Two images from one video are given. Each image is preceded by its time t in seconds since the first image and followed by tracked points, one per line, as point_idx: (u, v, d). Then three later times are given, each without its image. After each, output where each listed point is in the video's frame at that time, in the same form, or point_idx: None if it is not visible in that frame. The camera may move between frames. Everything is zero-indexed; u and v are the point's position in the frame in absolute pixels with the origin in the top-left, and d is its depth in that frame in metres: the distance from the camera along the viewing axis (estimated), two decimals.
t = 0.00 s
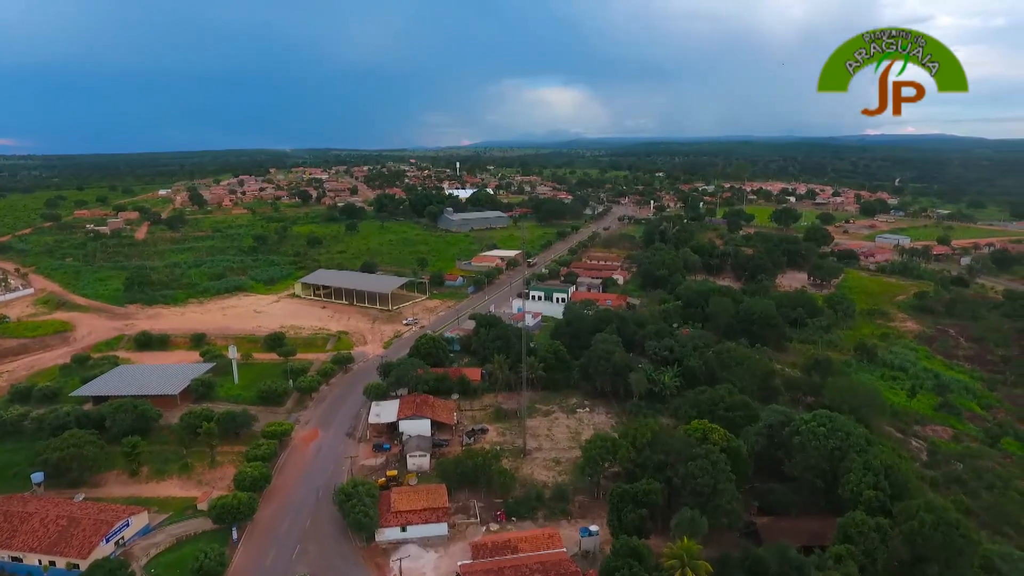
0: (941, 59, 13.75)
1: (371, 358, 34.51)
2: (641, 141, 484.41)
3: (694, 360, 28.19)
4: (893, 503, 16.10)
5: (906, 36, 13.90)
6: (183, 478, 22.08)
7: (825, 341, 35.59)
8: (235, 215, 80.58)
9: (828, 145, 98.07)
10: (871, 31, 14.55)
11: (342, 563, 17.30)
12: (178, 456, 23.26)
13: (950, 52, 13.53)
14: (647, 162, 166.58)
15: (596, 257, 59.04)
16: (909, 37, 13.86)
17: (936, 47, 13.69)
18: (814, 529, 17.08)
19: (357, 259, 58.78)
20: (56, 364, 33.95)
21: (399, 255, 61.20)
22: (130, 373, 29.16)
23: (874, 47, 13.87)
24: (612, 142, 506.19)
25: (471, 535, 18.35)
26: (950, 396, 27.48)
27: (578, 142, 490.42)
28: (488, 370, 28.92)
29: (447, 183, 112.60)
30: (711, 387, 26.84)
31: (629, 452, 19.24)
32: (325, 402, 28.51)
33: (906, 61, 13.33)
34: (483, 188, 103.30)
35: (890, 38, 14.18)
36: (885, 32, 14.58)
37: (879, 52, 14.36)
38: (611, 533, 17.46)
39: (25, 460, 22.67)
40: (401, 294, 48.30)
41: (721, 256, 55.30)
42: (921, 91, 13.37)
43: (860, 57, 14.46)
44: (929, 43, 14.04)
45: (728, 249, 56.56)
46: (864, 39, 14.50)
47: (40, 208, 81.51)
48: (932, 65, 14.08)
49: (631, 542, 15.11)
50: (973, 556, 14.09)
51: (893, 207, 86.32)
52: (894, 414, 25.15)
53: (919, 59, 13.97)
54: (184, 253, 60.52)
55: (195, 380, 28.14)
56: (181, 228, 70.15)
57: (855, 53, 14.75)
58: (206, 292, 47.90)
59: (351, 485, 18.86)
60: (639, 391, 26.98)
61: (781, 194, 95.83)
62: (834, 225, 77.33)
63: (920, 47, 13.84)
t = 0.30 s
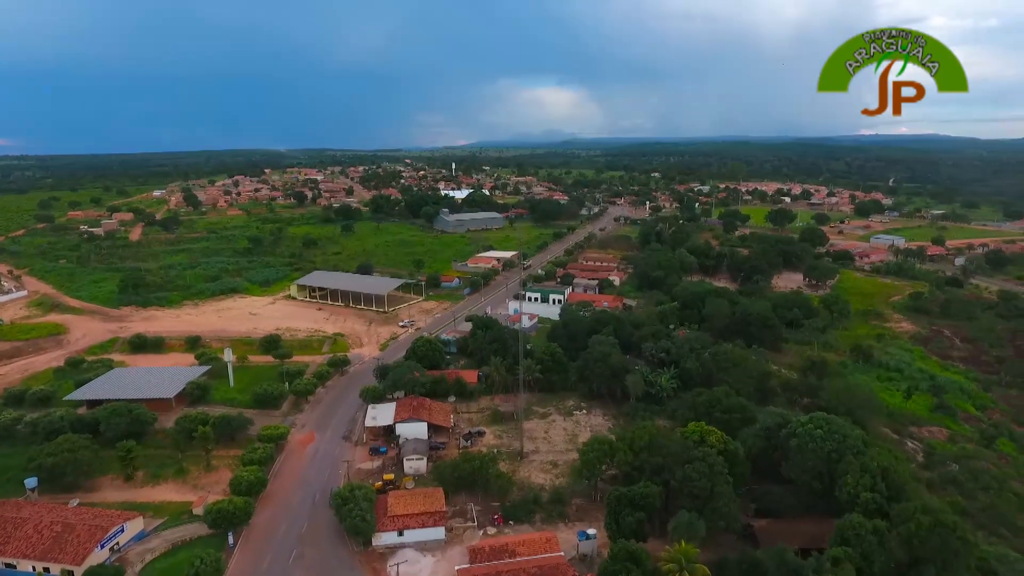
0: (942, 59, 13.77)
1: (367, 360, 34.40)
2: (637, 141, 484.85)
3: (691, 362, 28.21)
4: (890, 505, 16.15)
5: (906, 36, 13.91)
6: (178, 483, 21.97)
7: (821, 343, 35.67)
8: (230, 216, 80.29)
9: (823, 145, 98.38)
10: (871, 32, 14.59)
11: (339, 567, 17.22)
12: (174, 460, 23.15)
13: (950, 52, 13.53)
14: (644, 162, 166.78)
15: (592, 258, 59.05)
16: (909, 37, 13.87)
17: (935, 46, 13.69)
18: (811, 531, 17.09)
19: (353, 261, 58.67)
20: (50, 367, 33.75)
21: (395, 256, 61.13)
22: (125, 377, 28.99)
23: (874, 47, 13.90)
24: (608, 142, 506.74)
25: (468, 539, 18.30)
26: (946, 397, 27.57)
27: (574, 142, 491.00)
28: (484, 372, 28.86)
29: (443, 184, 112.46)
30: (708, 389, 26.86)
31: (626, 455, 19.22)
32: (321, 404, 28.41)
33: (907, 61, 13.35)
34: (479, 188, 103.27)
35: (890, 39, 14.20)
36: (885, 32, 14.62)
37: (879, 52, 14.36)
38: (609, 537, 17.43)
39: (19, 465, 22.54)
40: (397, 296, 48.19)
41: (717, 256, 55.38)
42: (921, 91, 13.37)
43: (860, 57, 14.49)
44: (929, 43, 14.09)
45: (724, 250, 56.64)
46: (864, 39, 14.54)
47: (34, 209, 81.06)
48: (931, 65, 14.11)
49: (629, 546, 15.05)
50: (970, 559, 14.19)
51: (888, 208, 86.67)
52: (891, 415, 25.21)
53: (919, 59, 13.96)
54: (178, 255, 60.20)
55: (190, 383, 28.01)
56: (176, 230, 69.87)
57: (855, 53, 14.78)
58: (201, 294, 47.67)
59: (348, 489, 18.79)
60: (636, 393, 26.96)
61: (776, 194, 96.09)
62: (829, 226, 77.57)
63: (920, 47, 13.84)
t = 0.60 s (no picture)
0: (941, 59, 13.92)
1: (359, 363, 34.24)
2: (627, 140, 486.50)
3: (684, 363, 28.29)
4: (882, 506, 16.27)
5: (906, 37, 13.91)
6: (169, 487, 21.79)
7: (812, 343, 35.88)
8: (221, 217, 79.79)
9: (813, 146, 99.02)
10: (871, 32, 14.77)
11: (332, 573, 17.14)
12: (164, 465, 22.95)
13: (950, 53, 13.56)
14: (635, 162, 167.26)
15: (584, 259, 59.12)
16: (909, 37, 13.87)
17: (936, 46, 13.69)
18: (804, 532, 17.16)
19: (345, 262, 58.45)
20: (38, 371, 33.39)
21: (387, 258, 60.93)
22: (115, 380, 28.74)
23: (873, 46, 14.06)
24: (599, 142, 508.08)
25: (462, 542, 18.25)
26: (936, 397, 27.79)
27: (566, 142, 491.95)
28: (478, 375, 28.82)
29: (434, 184, 112.31)
30: (701, 390, 26.95)
31: (620, 457, 19.23)
32: (314, 407, 28.27)
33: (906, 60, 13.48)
34: (470, 189, 103.20)
35: (889, 39, 14.18)
36: (885, 33, 14.80)
37: (879, 52, 14.51)
38: (603, 540, 17.43)
39: (7, 471, 22.27)
40: (390, 298, 48.02)
41: (709, 257, 55.59)
42: (921, 93, 13.41)
43: (860, 57, 14.65)
44: (929, 43, 14.23)
45: (715, 250, 56.88)
46: (865, 39, 14.71)
47: (21, 210, 80.21)
48: (930, 65, 14.13)
49: (623, 550, 15.05)
50: (960, 560, 14.35)
51: (877, 207, 87.34)
52: (881, 416, 25.41)
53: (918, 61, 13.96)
54: (168, 256, 59.74)
55: (181, 387, 27.78)
56: (165, 231, 69.35)
57: (856, 53, 14.93)
58: (191, 296, 47.33)
59: (341, 493, 18.72)
60: (629, 395, 26.99)
61: (767, 194, 96.63)
62: (820, 226, 78.09)
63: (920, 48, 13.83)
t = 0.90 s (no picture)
0: (943, 60, 13.76)
1: (348, 366, 34.06)
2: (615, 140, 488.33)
3: (673, 364, 28.39)
4: (870, 505, 16.41)
5: (905, 36, 14.00)
6: (156, 494, 21.53)
7: (800, 343, 36.17)
8: (207, 219, 79.10)
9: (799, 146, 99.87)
10: (871, 32, 14.63)
11: None
12: (151, 471, 22.68)
13: (950, 52, 13.65)
14: (623, 162, 167.88)
15: (573, 259, 59.20)
16: (909, 37, 13.97)
17: (936, 46, 13.78)
18: (793, 532, 17.27)
19: (333, 263, 58.13)
20: (20, 376, 32.88)
21: (375, 259, 60.69)
22: (100, 385, 28.36)
23: (873, 47, 13.91)
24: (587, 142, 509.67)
25: (453, 547, 18.19)
26: (922, 396, 28.10)
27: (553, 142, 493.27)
28: (467, 377, 28.76)
29: (423, 185, 112.01)
30: (690, 391, 27.08)
31: (610, 459, 19.24)
32: (303, 411, 28.08)
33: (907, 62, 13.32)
34: (459, 189, 103.10)
35: (888, 39, 14.25)
36: (886, 33, 14.63)
37: (879, 52, 14.35)
38: (594, 543, 17.44)
39: None
40: (378, 299, 47.80)
41: (697, 257, 55.88)
42: (921, 94, 13.51)
43: (860, 57, 14.51)
44: (930, 43, 14.05)
45: (703, 251, 57.21)
46: (865, 39, 14.56)
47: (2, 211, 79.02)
48: (929, 64, 14.25)
49: (615, 553, 15.07)
50: (947, 559, 14.55)
51: (861, 207, 88.27)
52: (868, 415, 25.66)
53: (917, 60, 14.06)
54: (153, 258, 59.08)
55: (167, 392, 27.45)
56: (150, 232, 68.62)
57: (855, 53, 14.78)
58: (177, 298, 46.84)
59: (331, 498, 18.59)
60: (619, 396, 27.06)
61: (754, 195, 97.35)
62: (806, 226, 78.80)
63: (919, 48, 13.92)
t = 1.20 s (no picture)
0: (942, 60, 14.05)
1: (337, 369, 33.83)
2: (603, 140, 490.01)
3: (663, 365, 28.48)
4: (859, 505, 16.56)
5: (905, 36, 14.42)
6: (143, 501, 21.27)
7: (788, 343, 36.44)
8: (193, 220, 78.45)
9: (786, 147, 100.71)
10: (871, 31, 14.90)
11: None
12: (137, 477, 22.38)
13: (949, 52, 14.01)
14: (612, 162, 168.47)
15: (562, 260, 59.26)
16: (909, 36, 14.37)
17: (936, 46, 14.14)
18: (783, 532, 17.39)
19: (321, 265, 57.83)
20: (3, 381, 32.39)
21: (364, 260, 60.45)
22: (86, 390, 28.02)
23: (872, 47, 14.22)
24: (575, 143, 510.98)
25: (445, 551, 18.14)
26: (908, 395, 28.39)
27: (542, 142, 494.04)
28: (458, 379, 28.70)
29: (412, 185, 111.69)
30: (680, 392, 27.17)
31: (602, 461, 19.27)
32: (292, 414, 27.89)
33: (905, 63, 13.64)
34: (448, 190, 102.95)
35: (889, 37, 14.58)
36: (886, 33, 14.90)
37: (879, 52, 14.65)
38: (586, 545, 17.46)
39: None
40: (368, 301, 47.57)
41: (685, 258, 56.16)
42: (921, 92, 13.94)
43: (860, 57, 14.83)
44: (929, 43, 14.32)
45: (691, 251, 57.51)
46: (865, 38, 14.84)
47: None
48: (927, 63, 14.62)
49: (607, 556, 15.08)
50: (936, 558, 14.70)
51: (847, 207, 89.19)
52: (856, 414, 25.88)
53: (917, 59, 14.42)
54: (139, 261, 58.44)
55: (154, 396, 27.16)
56: (136, 234, 67.89)
57: (856, 52, 15.06)
58: (163, 301, 46.35)
59: (321, 503, 18.41)
60: (609, 398, 27.12)
61: (741, 195, 98.03)
62: (793, 225, 79.46)
63: (920, 47, 14.29)
